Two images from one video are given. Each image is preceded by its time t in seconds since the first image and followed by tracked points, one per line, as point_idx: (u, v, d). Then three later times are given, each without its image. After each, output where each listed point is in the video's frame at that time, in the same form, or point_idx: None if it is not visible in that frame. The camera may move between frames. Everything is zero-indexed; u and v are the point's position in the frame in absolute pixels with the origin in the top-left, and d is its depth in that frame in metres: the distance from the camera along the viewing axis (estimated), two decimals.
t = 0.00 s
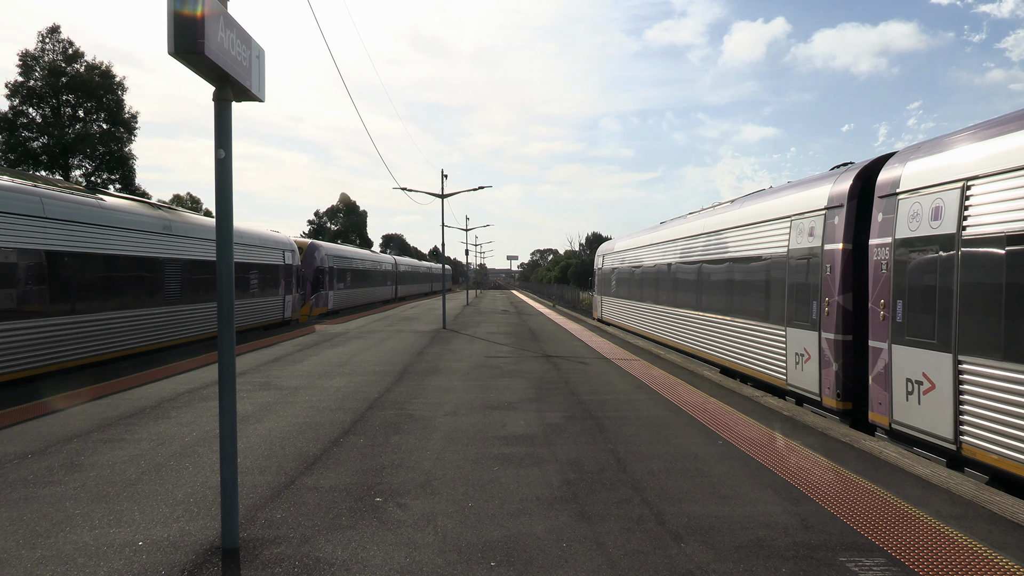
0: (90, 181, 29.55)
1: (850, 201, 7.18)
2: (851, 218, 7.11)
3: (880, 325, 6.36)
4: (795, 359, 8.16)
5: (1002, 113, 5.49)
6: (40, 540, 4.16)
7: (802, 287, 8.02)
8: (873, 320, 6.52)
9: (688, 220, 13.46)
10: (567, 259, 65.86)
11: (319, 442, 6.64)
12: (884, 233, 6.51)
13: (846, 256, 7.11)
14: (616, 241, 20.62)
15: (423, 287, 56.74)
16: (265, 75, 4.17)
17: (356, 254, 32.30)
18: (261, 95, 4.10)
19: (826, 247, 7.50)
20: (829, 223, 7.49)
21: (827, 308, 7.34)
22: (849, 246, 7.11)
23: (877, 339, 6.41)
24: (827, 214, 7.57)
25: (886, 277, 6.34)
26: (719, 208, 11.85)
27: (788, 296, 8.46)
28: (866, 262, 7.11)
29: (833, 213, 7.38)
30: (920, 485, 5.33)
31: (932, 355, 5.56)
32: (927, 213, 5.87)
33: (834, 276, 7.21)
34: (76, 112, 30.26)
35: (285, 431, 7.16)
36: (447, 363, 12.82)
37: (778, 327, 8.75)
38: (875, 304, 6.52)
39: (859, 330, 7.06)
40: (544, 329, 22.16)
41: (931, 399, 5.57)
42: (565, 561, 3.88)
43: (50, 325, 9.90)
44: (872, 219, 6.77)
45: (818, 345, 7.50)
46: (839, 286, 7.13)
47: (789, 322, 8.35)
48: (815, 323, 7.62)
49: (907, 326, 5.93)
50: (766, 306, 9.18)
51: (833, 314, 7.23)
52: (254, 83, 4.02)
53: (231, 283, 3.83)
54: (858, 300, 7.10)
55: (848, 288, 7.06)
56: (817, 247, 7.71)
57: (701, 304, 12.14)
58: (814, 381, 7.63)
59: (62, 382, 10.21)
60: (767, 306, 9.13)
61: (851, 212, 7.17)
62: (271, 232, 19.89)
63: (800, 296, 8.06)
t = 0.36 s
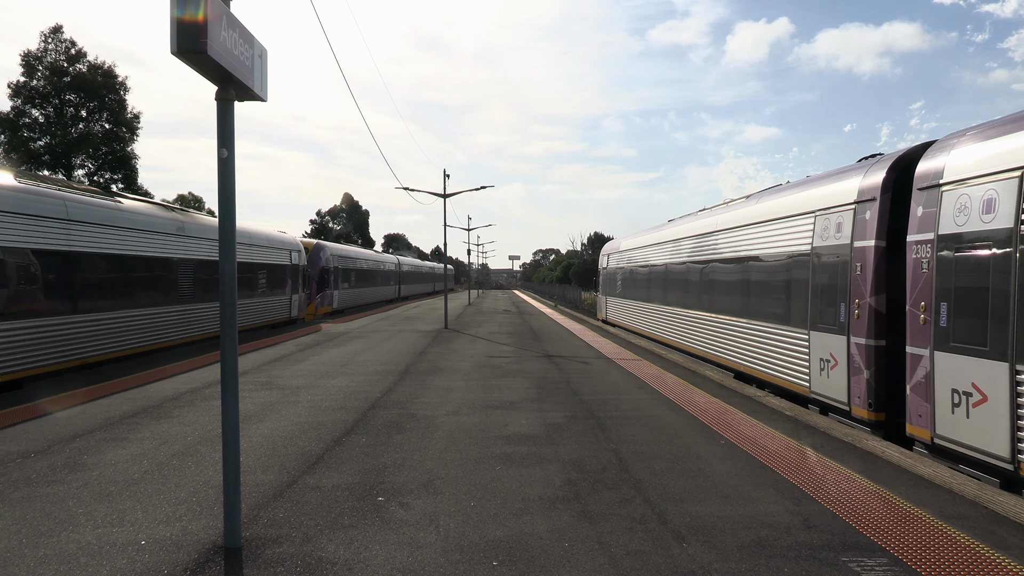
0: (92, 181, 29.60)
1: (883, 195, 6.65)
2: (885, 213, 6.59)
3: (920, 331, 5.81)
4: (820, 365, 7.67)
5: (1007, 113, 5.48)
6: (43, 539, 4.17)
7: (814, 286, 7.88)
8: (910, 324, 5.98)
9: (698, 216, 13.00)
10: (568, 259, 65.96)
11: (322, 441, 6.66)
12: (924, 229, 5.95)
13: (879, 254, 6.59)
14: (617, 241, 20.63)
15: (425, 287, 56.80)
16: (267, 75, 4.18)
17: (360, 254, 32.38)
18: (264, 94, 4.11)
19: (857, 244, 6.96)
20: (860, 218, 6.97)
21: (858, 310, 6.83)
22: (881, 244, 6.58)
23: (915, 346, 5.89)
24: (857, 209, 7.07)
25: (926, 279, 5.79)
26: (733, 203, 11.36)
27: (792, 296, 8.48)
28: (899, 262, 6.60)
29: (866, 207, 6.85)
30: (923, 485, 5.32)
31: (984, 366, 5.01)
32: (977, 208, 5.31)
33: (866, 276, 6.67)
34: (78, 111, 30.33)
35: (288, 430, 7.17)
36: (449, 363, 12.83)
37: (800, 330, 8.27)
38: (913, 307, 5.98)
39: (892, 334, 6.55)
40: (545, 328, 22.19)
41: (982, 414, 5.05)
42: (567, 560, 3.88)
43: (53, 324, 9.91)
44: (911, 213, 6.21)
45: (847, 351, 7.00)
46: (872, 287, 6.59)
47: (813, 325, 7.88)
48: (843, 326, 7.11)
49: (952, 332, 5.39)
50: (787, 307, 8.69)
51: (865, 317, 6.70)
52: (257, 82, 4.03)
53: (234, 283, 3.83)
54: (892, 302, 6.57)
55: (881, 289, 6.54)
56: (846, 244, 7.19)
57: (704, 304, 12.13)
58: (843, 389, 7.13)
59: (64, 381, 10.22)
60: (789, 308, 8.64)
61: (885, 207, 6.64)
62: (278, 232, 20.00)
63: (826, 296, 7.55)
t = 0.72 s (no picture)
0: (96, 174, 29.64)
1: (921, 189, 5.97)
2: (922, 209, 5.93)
3: (966, 340, 5.12)
4: (846, 374, 6.98)
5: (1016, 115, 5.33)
6: (44, 531, 4.18)
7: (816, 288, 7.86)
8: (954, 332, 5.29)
9: (710, 214, 12.44)
10: (570, 258, 65.96)
11: (323, 437, 6.66)
12: (970, 227, 5.27)
13: (916, 254, 5.91)
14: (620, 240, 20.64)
15: (428, 284, 56.82)
16: (271, 71, 4.17)
17: (365, 251, 32.47)
18: (268, 90, 4.11)
19: (890, 243, 6.28)
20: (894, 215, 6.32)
21: (892, 315, 6.12)
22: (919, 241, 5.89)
23: (959, 356, 5.20)
24: (891, 205, 6.40)
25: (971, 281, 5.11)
26: (750, 200, 10.78)
27: (795, 296, 8.46)
28: (938, 263, 5.92)
29: (901, 203, 6.20)
30: (922, 487, 5.31)
31: None
32: None
33: (901, 277, 5.99)
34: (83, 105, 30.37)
35: (288, 425, 7.19)
36: (450, 360, 12.85)
37: (822, 335, 7.58)
38: (956, 313, 5.26)
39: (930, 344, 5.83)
40: (547, 326, 22.21)
41: None
42: (566, 559, 3.88)
43: (56, 317, 9.94)
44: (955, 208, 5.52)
45: (877, 360, 6.31)
46: (907, 289, 5.90)
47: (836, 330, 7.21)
48: (874, 333, 6.42)
49: (1003, 341, 4.73)
50: (809, 310, 7.99)
51: (899, 322, 6.00)
52: (261, 77, 4.02)
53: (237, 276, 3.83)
54: (931, 308, 5.86)
55: (917, 291, 5.85)
56: (877, 243, 6.53)
57: (706, 303, 12.14)
58: (872, 401, 6.42)
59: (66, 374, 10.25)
60: (811, 311, 7.95)
61: (923, 202, 5.97)
62: (288, 230, 20.31)
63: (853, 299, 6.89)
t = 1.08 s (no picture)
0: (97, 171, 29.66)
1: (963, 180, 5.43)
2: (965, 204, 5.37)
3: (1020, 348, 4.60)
4: (874, 383, 6.43)
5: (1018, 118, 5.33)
6: (44, 528, 4.19)
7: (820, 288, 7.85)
8: (1004, 341, 4.77)
9: (721, 213, 12.16)
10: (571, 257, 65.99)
11: (323, 435, 6.67)
12: None
13: (957, 253, 5.34)
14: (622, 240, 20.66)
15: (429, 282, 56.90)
16: (273, 68, 4.17)
17: (368, 250, 32.53)
18: (270, 88, 4.10)
19: (926, 241, 5.71)
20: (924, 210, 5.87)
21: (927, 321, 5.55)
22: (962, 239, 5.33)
23: (1011, 367, 4.68)
24: (928, 200, 5.84)
25: None
26: (761, 199, 10.62)
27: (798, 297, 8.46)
28: (984, 263, 5.32)
29: (940, 198, 5.64)
30: (922, 488, 5.31)
31: None
32: None
33: (939, 279, 5.42)
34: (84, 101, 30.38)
35: (288, 423, 7.20)
36: (451, 358, 12.86)
37: (849, 340, 7.06)
38: (1007, 319, 4.77)
39: (974, 352, 5.23)
40: (548, 325, 22.23)
41: None
42: (565, 557, 3.88)
43: (58, 314, 9.95)
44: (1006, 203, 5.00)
45: (911, 369, 5.73)
46: (948, 291, 5.32)
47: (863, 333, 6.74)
48: (908, 339, 5.83)
49: None
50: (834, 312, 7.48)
51: (937, 328, 5.40)
52: (264, 75, 4.02)
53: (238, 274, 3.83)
54: (975, 312, 5.26)
55: (959, 294, 5.26)
56: (908, 241, 6.02)
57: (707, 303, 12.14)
58: (904, 413, 5.83)
59: (68, 370, 10.26)
60: (837, 314, 7.43)
61: (965, 195, 5.41)
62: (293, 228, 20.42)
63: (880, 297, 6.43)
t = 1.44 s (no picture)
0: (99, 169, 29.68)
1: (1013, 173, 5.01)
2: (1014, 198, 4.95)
3: None
4: (906, 393, 5.95)
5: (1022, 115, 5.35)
6: (44, 525, 4.20)
7: (822, 288, 7.84)
8: None
9: (716, 213, 12.16)
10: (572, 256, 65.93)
11: (323, 433, 6.67)
12: None
13: (1004, 251, 4.94)
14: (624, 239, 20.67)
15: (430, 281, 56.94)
16: (275, 67, 4.17)
17: (372, 249, 32.58)
18: (271, 86, 4.10)
19: (968, 239, 5.30)
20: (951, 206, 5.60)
21: (969, 326, 5.16)
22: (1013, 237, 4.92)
23: None
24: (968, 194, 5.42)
25: None
26: (755, 199, 10.63)
27: (798, 296, 8.47)
28: None
29: (984, 192, 5.22)
30: (923, 487, 5.31)
31: None
32: None
33: (985, 280, 5.03)
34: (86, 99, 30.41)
35: (289, 421, 7.21)
36: (451, 357, 12.87)
37: (875, 344, 6.57)
38: None
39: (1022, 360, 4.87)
40: (549, 324, 22.23)
41: None
42: (565, 556, 3.89)
43: (59, 311, 9.95)
44: None
45: (950, 378, 5.32)
46: (995, 294, 4.93)
47: (874, 337, 6.60)
48: (945, 345, 5.41)
49: None
50: (859, 314, 6.97)
51: (980, 335, 5.02)
52: (265, 73, 4.02)
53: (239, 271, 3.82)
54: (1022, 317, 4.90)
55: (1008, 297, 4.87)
56: (941, 236, 5.65)
57: (707, 303, 12.14)
58: (940, 425, 5.43)
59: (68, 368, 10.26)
60: (861, 316, 6.92)
61: (1015, 188, 4.99)
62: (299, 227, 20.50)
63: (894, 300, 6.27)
